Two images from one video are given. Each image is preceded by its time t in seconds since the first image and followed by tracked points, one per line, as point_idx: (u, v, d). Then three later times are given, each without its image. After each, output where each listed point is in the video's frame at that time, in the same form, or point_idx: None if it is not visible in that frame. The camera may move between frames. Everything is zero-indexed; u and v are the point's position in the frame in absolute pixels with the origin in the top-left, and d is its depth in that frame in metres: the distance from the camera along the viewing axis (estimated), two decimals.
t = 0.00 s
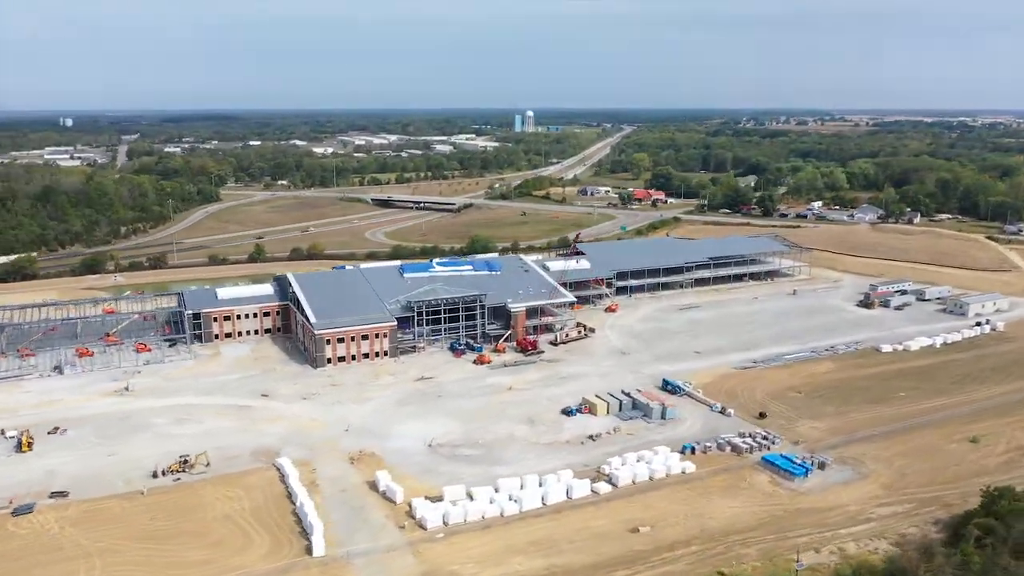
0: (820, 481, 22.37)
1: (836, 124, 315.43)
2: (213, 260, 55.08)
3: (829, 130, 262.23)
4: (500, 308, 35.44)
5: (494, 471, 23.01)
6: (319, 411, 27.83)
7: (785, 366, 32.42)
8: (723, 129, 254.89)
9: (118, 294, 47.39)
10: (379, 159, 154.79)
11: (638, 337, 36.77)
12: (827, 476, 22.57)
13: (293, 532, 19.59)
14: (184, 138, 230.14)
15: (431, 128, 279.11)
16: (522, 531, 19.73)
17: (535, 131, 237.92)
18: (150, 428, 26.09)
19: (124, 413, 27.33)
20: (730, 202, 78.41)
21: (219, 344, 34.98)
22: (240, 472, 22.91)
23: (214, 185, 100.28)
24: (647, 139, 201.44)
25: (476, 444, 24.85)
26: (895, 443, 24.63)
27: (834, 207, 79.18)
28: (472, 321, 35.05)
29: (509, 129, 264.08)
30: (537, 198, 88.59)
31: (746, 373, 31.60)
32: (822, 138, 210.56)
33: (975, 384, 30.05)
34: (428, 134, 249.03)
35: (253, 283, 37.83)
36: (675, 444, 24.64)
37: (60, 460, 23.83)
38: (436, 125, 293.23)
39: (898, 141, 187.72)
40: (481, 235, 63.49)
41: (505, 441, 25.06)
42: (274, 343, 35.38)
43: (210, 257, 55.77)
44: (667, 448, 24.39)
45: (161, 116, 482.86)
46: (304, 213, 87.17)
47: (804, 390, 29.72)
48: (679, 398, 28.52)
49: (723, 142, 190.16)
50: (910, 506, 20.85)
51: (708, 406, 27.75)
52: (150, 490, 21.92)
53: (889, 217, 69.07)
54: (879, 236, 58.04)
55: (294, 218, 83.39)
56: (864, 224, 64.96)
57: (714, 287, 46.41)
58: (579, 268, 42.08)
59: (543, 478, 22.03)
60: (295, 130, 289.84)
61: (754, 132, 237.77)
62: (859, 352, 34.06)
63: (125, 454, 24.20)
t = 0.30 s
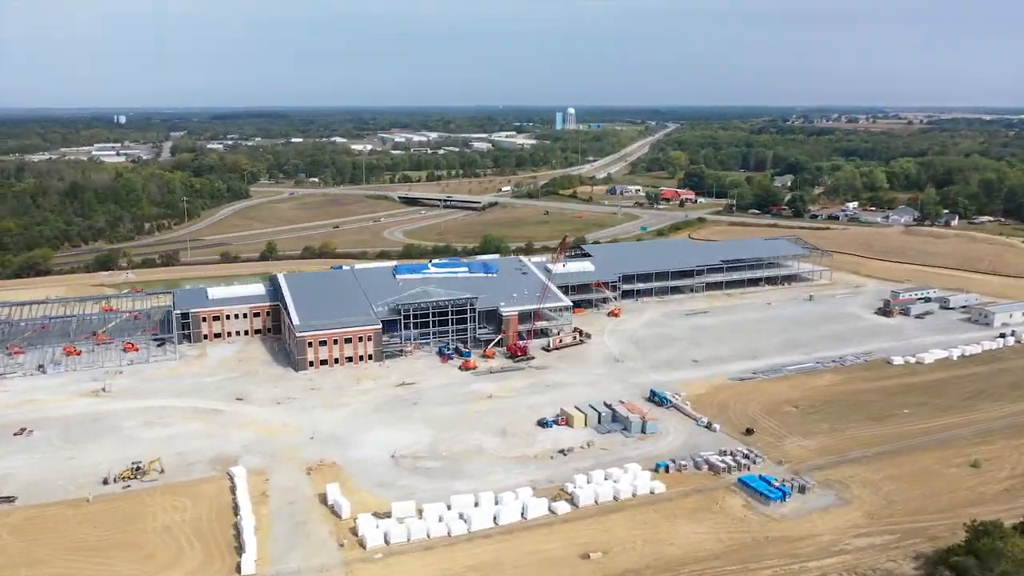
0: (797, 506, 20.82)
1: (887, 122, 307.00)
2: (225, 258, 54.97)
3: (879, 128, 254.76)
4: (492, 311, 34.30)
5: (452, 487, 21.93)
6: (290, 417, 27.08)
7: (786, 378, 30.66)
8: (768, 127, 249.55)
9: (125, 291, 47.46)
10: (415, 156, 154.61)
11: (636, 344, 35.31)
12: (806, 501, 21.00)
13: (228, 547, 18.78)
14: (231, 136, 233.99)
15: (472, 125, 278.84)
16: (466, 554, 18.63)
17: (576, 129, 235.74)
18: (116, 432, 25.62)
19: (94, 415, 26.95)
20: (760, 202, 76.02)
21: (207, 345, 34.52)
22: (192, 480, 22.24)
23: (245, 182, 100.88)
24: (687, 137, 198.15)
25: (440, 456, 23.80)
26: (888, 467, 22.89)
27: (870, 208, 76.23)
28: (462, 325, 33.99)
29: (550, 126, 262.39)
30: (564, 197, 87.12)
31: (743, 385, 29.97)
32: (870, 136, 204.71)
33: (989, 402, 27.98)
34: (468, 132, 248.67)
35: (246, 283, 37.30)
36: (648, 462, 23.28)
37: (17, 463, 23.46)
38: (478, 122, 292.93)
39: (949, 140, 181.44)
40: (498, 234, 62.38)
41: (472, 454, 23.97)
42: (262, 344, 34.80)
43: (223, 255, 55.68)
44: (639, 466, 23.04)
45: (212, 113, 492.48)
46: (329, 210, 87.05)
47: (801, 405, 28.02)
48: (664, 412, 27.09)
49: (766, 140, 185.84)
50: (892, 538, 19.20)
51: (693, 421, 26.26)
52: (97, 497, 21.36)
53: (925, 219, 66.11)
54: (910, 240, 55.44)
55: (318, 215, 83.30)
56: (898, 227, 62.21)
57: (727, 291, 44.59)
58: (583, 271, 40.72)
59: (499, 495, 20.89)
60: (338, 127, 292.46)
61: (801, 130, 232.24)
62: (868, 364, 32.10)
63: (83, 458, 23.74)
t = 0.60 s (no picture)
0: (767, 535, 19.32)
1: (941, 121, 297.58)
2: (237, 256, 54.89)
3: (933, 127, 246.62)
4: (482, 316, 33.16)
5: (404, 504, 20.93)
6: (258, 424, 26.42)
7: (783, 393, 28.96)
8: (816, 125, 243.60)
9: (133, 288, 47.58)
10: (450, 154, 154.22)
11: (632, 352, 33.84)
12: (778, 530, 19.48)
13: (156, 565, 18.09)
14: (274, 133, 236.92)
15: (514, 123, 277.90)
16: None
17: (617, 127, 232.95)
18: (80, 436, 25.24)
19: (63, 418, 26.64)
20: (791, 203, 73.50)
21: (195, 347, 34.14)
22: (140, 490, 21.65)
23: (276, 181, 101.46)
24: (729, 135, 194.41)
25: (400, 469, 22.81)
26: (874, 494, 21.21)
27: (907, 211, 73.18)
28: (450, 330, 32.94)
29: (592, 124, 260.07)
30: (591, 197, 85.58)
31: (737, 399, 28.38)
32: (921, 134, 198.30)
33: (1001, 423, 25.94)
34: (509, 130, 247.69)
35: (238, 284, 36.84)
36: (616, 482, 21.97)
37: None
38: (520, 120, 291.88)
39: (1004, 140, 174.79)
40: (514, 235, 61.25)
41: (433, 468, 22.94)
42: (250, 346, 34.28)
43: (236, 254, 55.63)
44: (606, 487, 21.74)
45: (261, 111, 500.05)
46: (355, 209, 86.91)
47: (794, 422, 26.36)
48: (645, 428, 25.70)
49: (812, 138, 181.17)
50: None
51: (674, 438, 24.83)
52: (42, 506, 20.92)
53: (964, 222, 63.10)
54: (942, 245, 52.76)
55: (343, 214, 83.19)
56: (932, 230, 59.41)
57: (739, 297, 42.76)
58: (585, 275, 39.37)
59: (448, 516, 19.84)
60: (381, 125, 294.41)
61: (849, 129, 226.01)
62: (874, 379, 30.19)
63: (41, 464, 23.38)
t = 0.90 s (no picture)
0: (727, 568, 17.93)
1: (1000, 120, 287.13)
2: (249, 255, 54.76)
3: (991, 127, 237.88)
4: (470, 321, 32.14)
5: (350, 521, 19.98)
6: (225, 430, 25.81)
7: (777, 409, 27.27)
8: (866, 124, 236.92)
9: (142, 286, 47.67)
10: (486, 153, 153.43)
11: (626, 361, 32.45)
12: (740, 563, 18.07)
13: None
14: (317, 131, 238.96)
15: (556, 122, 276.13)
16: None
17: (659, 126, 229.65)
18: (44, 439, 24.89)
19: (33, 419, 26.35)
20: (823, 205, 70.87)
21: (182, 348, 33.78)
22: (87, 498, 21.11)
23: (306, 179, 101.78)
24: (774, 134, 190.10)
25: (355, 484, 21.88)
26: (853, 525, 19.60)
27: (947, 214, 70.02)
28: (437, 335, 31.98)
29: (635, 122, 256.95)
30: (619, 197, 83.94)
31: (726, 415, 26.85)
32: (975, 134, 191.28)
33: (1009, 448, 23.93)
34: (550, 128, 245.98)
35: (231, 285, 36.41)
36: (577, 504, 20.74)
37: None
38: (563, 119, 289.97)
39: None
40: (531, 236, 60.07)
41: (390, 482, 21.98)
42: (237, 348, 33.80)
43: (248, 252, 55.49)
44: (565, 509, 20.54)
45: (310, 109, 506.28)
46: (381, 207, 86.55)
47: (783, 441, 24.76)
48: (622, 445, 24.34)
49: (859, 138, 176.03)
50: None
51: (650, 456, 23.47)
52: None
53: (1005, 226, 59.99)
54: (976, 252, 50.04)
55: (368, 213, 82.88)
56: (969, 236, 56.55)
57: (751, 303, 40.91)
58: (586, 279, 38.05)
59: (390, 537, 18.85)
60: (424, 124, 295.37)
61: (901, 128, 219.26)
62: (879, 396, 28.29)
63: None
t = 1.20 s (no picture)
0: None
1: None
2: (264, 255, 54.89)
3: None
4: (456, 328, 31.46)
5: (295, 536, 19.45)
6: (195, 436, 25.55)
7: (765, 426, 25.94)
8: (919, 126, 230.06)
9: (155, 285, 48.10)
10: (524, 155, 152.70)
11: (617, 372, 31.40)
12: None
13: None
14: (361, 131, 241.26)
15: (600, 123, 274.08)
16: None
17: (704, 127, 226.13)
18: (15, 440, 24.91)
19: (10, 420, 26.44)
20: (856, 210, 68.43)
21: (174, 350, 33.75)
22: (40, 503, 20.96)
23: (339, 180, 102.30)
24: (820, 136, 185.43)
25: (309, 495, 21.33)
26: (819, 557, 18.36)
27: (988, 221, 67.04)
28: (423, 341, 31.38)
29: (679, 124, 253.63)
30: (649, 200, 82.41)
31: (709, 432, 25.66)
32: None
33: (1008, 475, 22.27)
34: (593, 130, 244.12)
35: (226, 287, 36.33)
36: (530, 523, 19.87)
37: None
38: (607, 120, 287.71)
39: None
40: (548, 239, 59.15)
41: (345, 495, 21.39)
42: (227, 351, 33.65)
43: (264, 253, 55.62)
44: (517, 529, 19.69)
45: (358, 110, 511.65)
46: (408, 209, 86.39)
47: (764, 461, 23.49)
48: (593, 461, 23.36)
49: (910, 140, 170.59)
50: None
51: (618, 474, 22.47)
52: None
53: None
54: (1009, 262, 47.59)
55: (394, 214, 82.78)
56: (1005, 244, 53.95)
57: (761, 313, 39.40)
58: (586, 286, 37.06)
59: (328, 554, 18.24)
60: (468, 124, 295.79)
61: (955, 130, 212.28)
62: (877, 415, 26.75)
63: None
